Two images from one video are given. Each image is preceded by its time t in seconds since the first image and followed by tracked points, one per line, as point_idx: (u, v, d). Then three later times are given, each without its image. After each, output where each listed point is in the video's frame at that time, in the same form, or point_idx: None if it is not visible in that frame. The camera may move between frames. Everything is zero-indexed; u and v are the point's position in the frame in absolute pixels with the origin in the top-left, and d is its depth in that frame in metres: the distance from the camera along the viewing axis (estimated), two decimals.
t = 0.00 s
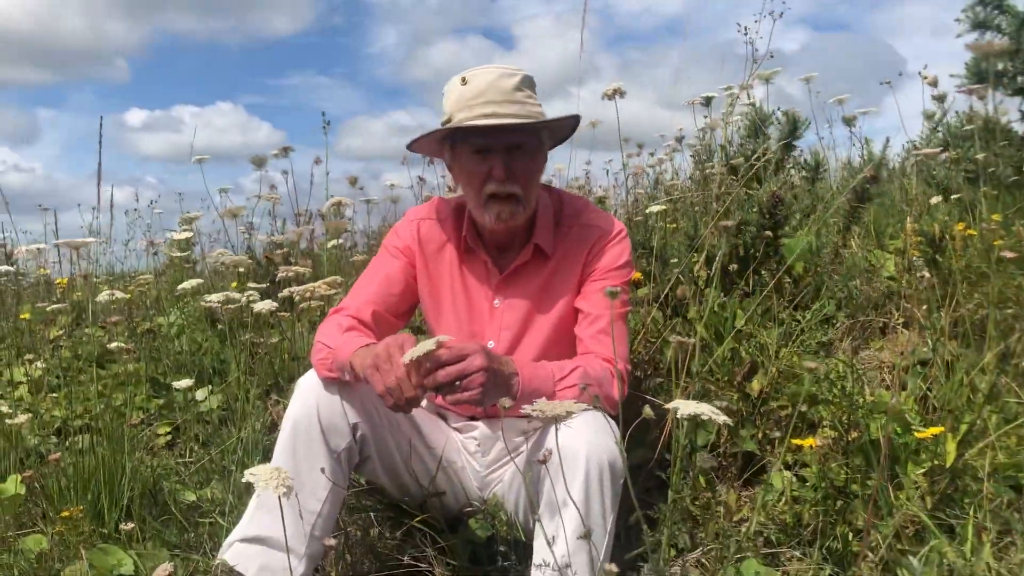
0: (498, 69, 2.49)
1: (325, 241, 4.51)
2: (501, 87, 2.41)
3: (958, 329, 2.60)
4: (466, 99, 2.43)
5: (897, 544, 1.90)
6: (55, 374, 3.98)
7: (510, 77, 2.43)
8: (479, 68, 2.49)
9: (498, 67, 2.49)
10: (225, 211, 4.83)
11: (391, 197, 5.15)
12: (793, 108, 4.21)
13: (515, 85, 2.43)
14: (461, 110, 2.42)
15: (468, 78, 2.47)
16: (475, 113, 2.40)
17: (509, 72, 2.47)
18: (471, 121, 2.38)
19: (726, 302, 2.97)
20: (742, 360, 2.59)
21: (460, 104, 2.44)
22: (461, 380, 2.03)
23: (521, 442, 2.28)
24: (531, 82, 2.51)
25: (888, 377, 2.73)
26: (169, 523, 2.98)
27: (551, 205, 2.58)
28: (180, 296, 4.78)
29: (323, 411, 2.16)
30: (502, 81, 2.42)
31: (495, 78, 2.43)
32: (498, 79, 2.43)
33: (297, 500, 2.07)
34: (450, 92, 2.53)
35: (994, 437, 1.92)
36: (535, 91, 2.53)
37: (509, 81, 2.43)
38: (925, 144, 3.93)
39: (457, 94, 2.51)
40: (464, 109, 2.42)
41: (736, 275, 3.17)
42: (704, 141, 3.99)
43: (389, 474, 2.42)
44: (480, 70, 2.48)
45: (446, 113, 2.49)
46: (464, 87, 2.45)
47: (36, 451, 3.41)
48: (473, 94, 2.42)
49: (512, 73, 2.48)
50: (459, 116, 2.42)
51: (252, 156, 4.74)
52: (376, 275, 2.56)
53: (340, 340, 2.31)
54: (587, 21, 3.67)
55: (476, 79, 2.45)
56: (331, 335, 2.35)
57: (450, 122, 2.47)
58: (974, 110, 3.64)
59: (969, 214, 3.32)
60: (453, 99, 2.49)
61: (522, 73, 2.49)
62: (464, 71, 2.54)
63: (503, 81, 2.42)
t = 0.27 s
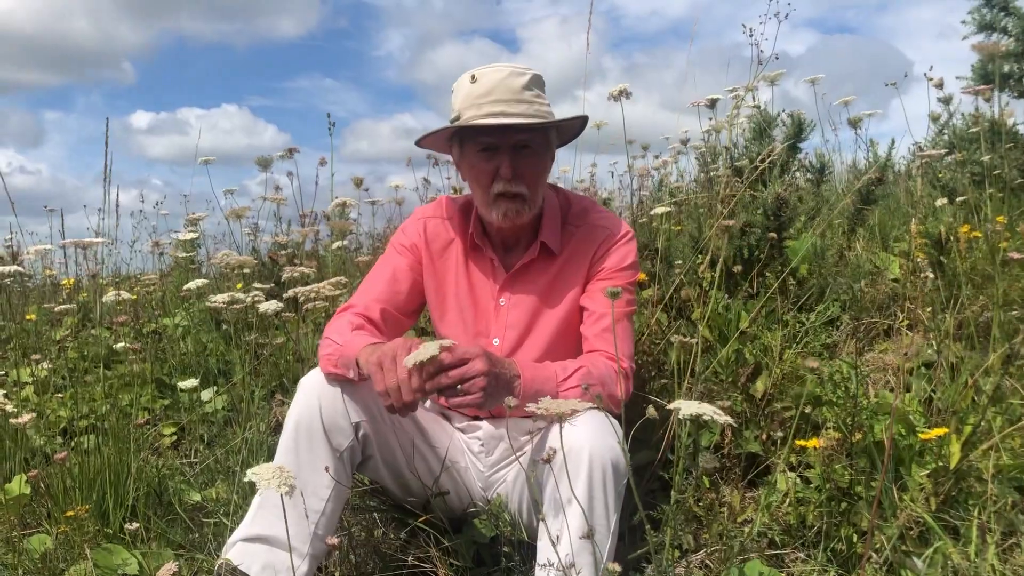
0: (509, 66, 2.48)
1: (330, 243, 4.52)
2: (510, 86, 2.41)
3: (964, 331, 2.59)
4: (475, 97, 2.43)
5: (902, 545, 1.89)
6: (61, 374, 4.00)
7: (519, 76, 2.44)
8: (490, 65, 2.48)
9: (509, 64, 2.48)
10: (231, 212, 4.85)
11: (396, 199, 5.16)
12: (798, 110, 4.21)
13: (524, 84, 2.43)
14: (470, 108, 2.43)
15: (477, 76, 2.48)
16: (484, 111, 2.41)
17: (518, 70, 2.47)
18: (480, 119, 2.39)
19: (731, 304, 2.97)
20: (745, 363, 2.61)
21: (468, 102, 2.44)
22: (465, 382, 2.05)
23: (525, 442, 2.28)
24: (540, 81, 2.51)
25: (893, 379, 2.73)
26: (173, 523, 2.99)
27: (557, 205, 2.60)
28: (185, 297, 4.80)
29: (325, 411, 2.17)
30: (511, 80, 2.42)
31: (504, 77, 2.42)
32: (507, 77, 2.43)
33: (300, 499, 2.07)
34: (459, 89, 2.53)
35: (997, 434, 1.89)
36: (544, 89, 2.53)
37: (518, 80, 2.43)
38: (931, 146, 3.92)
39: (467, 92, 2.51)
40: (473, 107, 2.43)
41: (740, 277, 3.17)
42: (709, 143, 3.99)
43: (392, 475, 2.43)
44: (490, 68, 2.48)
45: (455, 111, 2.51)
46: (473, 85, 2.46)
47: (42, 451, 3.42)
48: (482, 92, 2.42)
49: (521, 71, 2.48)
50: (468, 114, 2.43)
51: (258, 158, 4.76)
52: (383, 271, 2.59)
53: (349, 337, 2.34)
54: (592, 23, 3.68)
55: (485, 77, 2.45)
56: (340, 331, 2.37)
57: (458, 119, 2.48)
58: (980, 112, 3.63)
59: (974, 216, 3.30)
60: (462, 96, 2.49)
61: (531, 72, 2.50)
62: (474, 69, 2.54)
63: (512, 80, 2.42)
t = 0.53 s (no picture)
0: (509, 71, 2.50)
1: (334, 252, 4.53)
2: (510, 89, 2.42)
3: (967, 342, 2.58)
4: (476, 99, 2.45)
5: (905, 557, 1.88)
6: (64, 383, 4.01)
7: (519, 80, 2.45)
8: (491, 70, 2.50)
9: (509, 69, 2.50)
10: (235, 221, 4.87)
11: (400, 208, 5.18)
12: (801, 120, 4.22)
13: (524, 88, 2.44)
14: (471, 111, 2.44)
15: (479, 80, 2.49)
16: (484, 113, 2.42)
17: (518, 74, 2.49)
18: (480, 121, 2.41)
19: (734, 314, 2.97)
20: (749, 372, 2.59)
21: (469, 105, 2.46)
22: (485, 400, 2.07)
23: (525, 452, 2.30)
24: (540, 85, 2.52)
25: (896, 389, 2.72)
26: (175, 532, 2.99)
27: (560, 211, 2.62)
28: (189, 306, 4.82)
29: (326, 421, 2.17)
30: (511, 83, 2.44)
31: (503, 81, 2.44)
32: (507, 81, 2.44)
33: (301, 509, 2.07)
34: (461, 92, 2.55)
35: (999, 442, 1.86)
36: (544, 94, 2.54)
37: (518, 84, 2.44)
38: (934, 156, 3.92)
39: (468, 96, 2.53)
40: (473, 110, 2.45)
41: (743, 287, 3.17)
42: (712, 152, 4.00)
43: (393, 484, 2.42)
44: (491, 72, 2.50)
45: (457, 114, 2.52)
46: (474, 88, 2.47)
47: (45, 459, 3.43)
48: (483, 95, 2.44)
49: (522, 76, 2.50)
50: (468, 117, 2.44)
51: (262, 167, 4.79)
52: (392, 280, 2.61)
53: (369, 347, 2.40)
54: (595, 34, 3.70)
55: (486, 81, 2.47)
56: (359, 342, 2.44)
57: (459, 122, 2.50)
58: (983, 122, 3.63)
59: (977, 226, 3.30)
60: (463, 99, 2.51)
61: (532, 76, 2.51)
62: (476, 73, 2.56)
63: (512, 83, 2.43)
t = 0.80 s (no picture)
0: (507, 78, 2.52)
1: (340, 259, 4.55)
2: (509, 97, 2.44)
3: (974, 348, 2.57)
4: (476, 108, 2.47)
5: (911, 564, 1.87)
6: (72, 390, 4.03)
7: (518, 88, 2.47)
8: (489, 78, 2.52)
9: (507, 76, 2.52)
10: (242, 228, 4.90)
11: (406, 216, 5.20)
12: (806, 127, 4.22)
13: (522, 95, 2.46)
14: (471, 119, 2.46)
15: (478, 89, 2.51)
16: (485, 121, 2.44)
17: (516, 82, 2.51)
18: (480, 129, 2.42)
19: (740, 321, 2.97)
20: (754, 380, 2.59)
21: (469, 114, 2.48)
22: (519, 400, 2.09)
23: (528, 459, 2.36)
24: (538, 92, 2.54)
25: (903, 396, 2.71)
26: (181, 539, 3.00)
27: (562, 214, 2.63)
28: (196, 313, 4.84)
29: (330, 428, 2.18)
30: (510, 91, 2.46)
31: (503, 89, 2.46)
32: (506, 89, 2.46)
33: (306, 516, 2.08)
34: (461, 101, 2.57)
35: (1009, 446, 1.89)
36: (542, 101, 2.57)
37: (517, 91, 2.47)
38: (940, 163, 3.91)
39: (468, 104, 2.55)
40: (474, 118, 2.46)
41: (749, 294, 3.16)
42: (717, 159, 4.01)
43: (398, 491, 2.42)
44: (490, 80, 2.52)
45: (457, 123, 2.55)
46: (474, 97, 2.49)
47: (52, 466, 3.44)
48: (482, 104, 2.46)
49: (520, 83, 2.52)
50: (469, 125, 2.46)
51: (269, 174, 4.82)
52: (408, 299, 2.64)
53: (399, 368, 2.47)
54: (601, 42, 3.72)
55: (485, 90, 2.49)
56: (391, 364, 2.51)
57: (460, 131, 2.51)
58: (989, 128, 3.62)
59: (985, 232, 3.29)
60: (463, 108, 2.53)
61: (530, 84, 2.53)
62: (474, 81, 2.58)
63: (511, 91, 2.45)
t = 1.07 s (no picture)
0: (510, 83, 2.56)
1: (353, 263, 4.58)
2: (514, 101, 2.48)
3: (991, 349, 2.56)
4: (483, 114, 2.50)
5: (928, 566, 1.87)
6: (88, 395, 4.07)
7: (522, 92, 2.51)
8: (493, 84, 2.56)
9: (510, 81, 2.56)
10: (255, 234, 4.95)
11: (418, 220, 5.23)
12: (819, 129, 4.22)
13: (527, 99, 2.51)
14: (480, 125, 2.50)
15: (483, 95, 2.55)
16: (493, 127, 2.47)
17: (520, 86, 2.55)
18: (489, 135, 2.45)
19: (754, 323, 2.96)
20: (768, 382, 2.58)
21: (477, 120, 2.51)
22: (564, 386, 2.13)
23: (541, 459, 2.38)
24: (540, 94, 2.58)
25: (918, 398, 2.70)
26: (197, 541, 3.02)
27: (573, 215, 2.65)
28: (210, 318, 4.89)
29: (345, 430, 2.19)
30: (515, 95, 2.50)
31: (508, 94, 2.50)
32: (511, 93, 2.50)
33: (321, 517, 2.09)
34: (466, 109, 2.60)
35: None
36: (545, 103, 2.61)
37: (521, 95, 2.50)
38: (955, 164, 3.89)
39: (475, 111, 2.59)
40: (482, 125, 2.50)
41: (763, 296, 3.16)
42: (729, 162, 4.01)
43: (412, 493, 2.44)
44: (494, 86, 2.56)
45: (466, 130, 2.58)
46: (480, 104, 2.53)
47: (69, 470, 3.48)
48: (489, 110, 2.49)
49: (523, 87, 2.56)
50: (477, 132, 2.49)
51: (282, 180, 4.86)
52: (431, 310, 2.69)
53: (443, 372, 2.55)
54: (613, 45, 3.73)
55: (491, 95, 2.52)
56: (431, 373, 2.57)
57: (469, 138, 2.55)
58: (1004, 129, 3.60)
59: (1000, 233, 3.27)
60: (469, 116, 2.57)
61: (532, 87, 2.57)
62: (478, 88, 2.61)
63: (516, 95, 2.49)
